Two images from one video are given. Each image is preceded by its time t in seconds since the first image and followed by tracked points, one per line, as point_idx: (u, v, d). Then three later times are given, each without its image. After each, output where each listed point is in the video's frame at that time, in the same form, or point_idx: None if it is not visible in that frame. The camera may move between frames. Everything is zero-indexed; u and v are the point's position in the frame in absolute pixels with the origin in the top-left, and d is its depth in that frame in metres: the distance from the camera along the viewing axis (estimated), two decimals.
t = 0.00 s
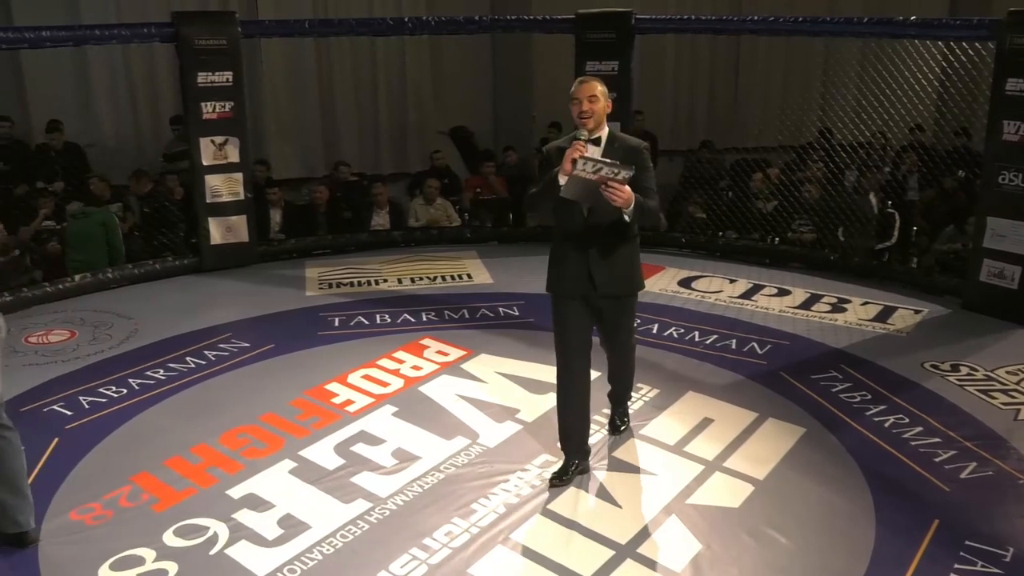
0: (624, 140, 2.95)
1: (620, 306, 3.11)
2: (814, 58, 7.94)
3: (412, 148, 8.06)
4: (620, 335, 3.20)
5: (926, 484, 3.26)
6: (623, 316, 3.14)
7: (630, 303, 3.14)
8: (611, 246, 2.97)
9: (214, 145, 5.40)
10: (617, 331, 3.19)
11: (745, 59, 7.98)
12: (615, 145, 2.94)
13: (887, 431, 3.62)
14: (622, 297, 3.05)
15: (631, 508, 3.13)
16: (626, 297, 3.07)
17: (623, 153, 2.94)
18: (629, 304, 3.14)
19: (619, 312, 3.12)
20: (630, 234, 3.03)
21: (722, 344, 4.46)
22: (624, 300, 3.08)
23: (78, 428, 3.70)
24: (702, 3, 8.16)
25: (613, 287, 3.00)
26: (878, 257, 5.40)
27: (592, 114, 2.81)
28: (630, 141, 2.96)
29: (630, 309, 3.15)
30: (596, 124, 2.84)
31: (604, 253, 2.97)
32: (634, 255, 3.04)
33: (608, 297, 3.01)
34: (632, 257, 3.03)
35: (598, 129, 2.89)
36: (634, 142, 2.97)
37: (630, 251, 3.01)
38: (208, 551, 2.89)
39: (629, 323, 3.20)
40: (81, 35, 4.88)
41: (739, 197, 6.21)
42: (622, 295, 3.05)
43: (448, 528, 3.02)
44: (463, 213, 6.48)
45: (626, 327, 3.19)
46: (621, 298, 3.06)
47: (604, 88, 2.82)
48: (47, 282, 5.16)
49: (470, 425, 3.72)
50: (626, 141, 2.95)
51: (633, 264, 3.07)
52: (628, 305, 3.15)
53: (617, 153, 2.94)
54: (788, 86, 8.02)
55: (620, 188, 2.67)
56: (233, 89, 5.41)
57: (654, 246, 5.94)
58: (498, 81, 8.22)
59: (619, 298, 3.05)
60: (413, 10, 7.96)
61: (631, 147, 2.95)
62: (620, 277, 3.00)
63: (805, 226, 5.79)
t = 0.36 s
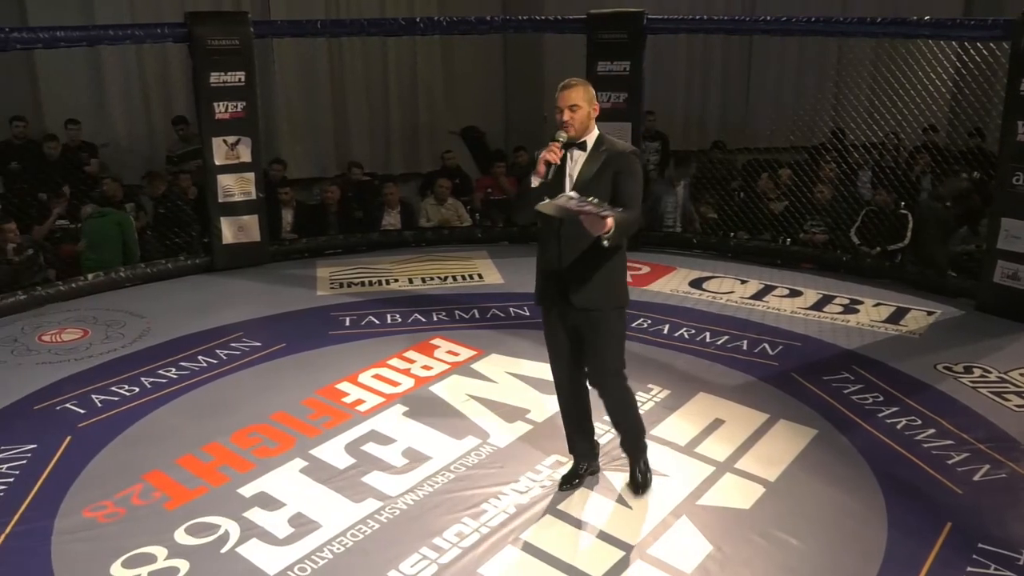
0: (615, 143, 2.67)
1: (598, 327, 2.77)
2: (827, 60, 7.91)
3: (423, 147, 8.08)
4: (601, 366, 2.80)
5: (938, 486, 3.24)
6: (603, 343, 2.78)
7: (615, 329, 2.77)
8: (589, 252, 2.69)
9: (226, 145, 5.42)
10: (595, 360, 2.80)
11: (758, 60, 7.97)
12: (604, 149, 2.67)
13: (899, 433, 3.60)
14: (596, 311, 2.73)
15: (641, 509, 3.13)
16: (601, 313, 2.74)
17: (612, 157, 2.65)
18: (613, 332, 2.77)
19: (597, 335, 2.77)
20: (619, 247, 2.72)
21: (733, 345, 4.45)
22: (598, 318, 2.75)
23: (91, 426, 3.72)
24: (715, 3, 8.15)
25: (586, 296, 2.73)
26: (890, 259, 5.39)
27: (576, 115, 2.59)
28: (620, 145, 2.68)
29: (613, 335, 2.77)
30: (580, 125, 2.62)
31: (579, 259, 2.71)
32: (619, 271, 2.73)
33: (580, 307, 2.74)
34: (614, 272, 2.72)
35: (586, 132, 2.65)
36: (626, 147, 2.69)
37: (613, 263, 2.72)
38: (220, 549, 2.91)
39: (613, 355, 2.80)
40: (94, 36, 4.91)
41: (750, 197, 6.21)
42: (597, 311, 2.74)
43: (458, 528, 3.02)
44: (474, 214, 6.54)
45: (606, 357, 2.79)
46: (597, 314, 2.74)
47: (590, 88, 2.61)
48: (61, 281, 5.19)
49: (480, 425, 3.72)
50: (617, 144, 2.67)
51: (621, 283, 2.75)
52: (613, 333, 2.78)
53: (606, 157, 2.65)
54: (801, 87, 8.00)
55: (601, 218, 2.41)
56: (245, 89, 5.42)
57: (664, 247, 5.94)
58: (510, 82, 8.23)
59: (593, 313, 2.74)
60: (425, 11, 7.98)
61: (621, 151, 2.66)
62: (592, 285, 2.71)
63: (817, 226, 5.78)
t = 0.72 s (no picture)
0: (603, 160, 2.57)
1: (567, 346, 2.67)
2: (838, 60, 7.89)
3: (433, 146, 8.08)
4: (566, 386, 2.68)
5: (948, 488, 3.23)
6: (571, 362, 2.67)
7: (586, 350, 2.66)
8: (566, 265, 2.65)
9: (237, 144, 5.44)
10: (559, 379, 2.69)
11: (767, 61, 7.94)
12: (595, 163, 2.57)
13: (909, 433, 3.59)
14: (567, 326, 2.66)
15: (649, 509, 3.12)
16: (571, 329, 2.66)
17: (598, 175, 2.54)
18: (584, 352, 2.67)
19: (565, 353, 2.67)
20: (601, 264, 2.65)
21: (742, 345, 4.44)
22: (567, 334, 2.67)
23: (101, 424, 3.73)
24: (725, 3, 8.13)
25: (559, 309, 2.67)
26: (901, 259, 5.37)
27: (564, 127, 2.49)
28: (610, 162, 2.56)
29: (583, 355, 2.66)
30: (569, 137, 2.52)
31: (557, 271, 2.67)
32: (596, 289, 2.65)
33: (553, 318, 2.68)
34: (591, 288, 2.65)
35: (577, 144, 2.55)
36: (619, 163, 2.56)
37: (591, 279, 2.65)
38: (229, 546, 2.92)
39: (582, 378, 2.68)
40: (105, 35, 4.92)
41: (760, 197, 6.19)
42: (573, 326, 2.66)
43: (466, 527, 3.02)
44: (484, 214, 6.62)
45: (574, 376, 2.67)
46: (569, 331, 2.67)
47: (583, 99, 2.49)
48: (71, 279, 5.22)
49: (488, 424, 3.72)
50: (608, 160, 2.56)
51: (597, 303, 2.65)
52: (584, 354, 2.67)
53: (593, 175, 2.55)
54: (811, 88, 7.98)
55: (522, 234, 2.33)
56: (255, 88, 5.44)
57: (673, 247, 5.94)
58: (519, 82, 8.23)
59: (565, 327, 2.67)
60: (435, 10, 7.98)
61: (610, 169, 2.55)
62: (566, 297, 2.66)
63: (826, 227, 5.76)
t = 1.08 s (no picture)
0: (578, 174, 2.47)
1: (541, 366, 2.57)
2: (852, 54, 7.83)
3: (445, 139, 8.08)
4: (535, 412, 2.59)
5: (960, 483, 3.22)
6: (541, 387, 2.58)
7: (558, 373, 2.57)
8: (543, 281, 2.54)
9: (248, 137, 5.45)
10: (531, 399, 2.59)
11: (780, 55, 7.88)
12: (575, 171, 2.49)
13: (921, 429, 3.58)
14: (536, 349, 2.57)
15: (659, 503, 3.12)
16: (538, 353, 2.56)
17: (570, 192, 2.47)
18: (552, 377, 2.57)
19: (535, 376, 2.59)
20: (570, 284, 2.51)
21: (753, 339, 4.42)
22: (536, 357, 2.58)
23: (114, 416, 3.76)
24: None
25: (528, 331, 2.58)
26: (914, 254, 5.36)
27: (542, 133, 2.46)
28: (586, 178, 2.47)
29: (553, 379, 2.57)
30: (548, 144, 2.48)
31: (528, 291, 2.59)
32: (566, 311, 2.52)
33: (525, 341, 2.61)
34: (560, 310, 2.52)
35: (558, 152, 2.50)
36: (594, 179, 2.46)
37: (561, 300, 2.52)
38: (241, 538, 2.93)
39: (552, 403, 2.58)
40: (118, 28, 4.93)
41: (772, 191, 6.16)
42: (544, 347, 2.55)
43: (476, 520, 3.03)
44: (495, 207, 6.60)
45: (542, 401, 2.57)
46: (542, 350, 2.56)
47: (562, 106, 2.42)
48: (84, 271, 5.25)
49: (499, 418, 3.72)
50: (585, 175, 2.47)
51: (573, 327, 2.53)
52: (556, 378, 2.57)
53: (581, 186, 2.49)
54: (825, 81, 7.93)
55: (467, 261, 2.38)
56: (266, 81, 5.44)
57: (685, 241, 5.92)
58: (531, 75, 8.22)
59: (534, 350, 2.58)
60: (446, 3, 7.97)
61: (584, 186, 2.46)
62: (534, 319, 2.57)
63: (839, 221, 5.73)
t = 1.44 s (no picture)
0: (570, 170, 2.41)
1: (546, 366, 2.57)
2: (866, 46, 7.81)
3: (456, 133, 8.08)
4: (541, 408, 2.60)
5: (972, 479, 3.21)
6: (546, 384, 2.58)
7: (563, 369, 2.56)
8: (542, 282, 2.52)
9: (260, 130, 5.46)
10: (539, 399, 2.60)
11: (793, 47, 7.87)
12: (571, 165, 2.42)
13: (933, 424, 3.56)
14: (541, 345, 2.57)
15: (668, 497, 3.12)
16: (545, 353, 2.56)
17: (559, 188, 2.42)
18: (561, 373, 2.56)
19: (541, 373, 2.59)
20: (568, 281, 2.48)
21: (764, 334, 4.41)
22: (543, 356, 2.57)
23: (126, 407, 3.78)
24: None
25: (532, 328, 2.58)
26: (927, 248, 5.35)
27: (547, 123, 2.46)
28: (575, 176, 2.39)
29: (558, 375, 2.56)
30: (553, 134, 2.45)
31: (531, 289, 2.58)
32: (567, 308, 2.50)
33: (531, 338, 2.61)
34: (560, 307, 2.50)
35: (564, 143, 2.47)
36: (582, 177, 2.38)
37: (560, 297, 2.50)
38: (252, 529, 2.95)
39: (557, 400, 2.58)
40: (131, 20, 4.95)
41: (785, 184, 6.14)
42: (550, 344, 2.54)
43: (486, 513, 3.03)
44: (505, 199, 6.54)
45: (547, 398, 2.58)
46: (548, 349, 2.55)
47: (573, 98, 2.40)
48: (97, 264, 5.28)
49: (509, 411, 3.73)
50: (575, 171, 2.40)
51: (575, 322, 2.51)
52: (561, 374, 2.56)
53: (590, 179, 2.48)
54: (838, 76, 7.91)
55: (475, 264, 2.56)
56: (278, 74, 5.45)
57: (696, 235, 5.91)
58: (542, 69, 8.21)
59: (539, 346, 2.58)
60: None
61: (571, 184, 2.39)
62: (537, 316, 2.56)
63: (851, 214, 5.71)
